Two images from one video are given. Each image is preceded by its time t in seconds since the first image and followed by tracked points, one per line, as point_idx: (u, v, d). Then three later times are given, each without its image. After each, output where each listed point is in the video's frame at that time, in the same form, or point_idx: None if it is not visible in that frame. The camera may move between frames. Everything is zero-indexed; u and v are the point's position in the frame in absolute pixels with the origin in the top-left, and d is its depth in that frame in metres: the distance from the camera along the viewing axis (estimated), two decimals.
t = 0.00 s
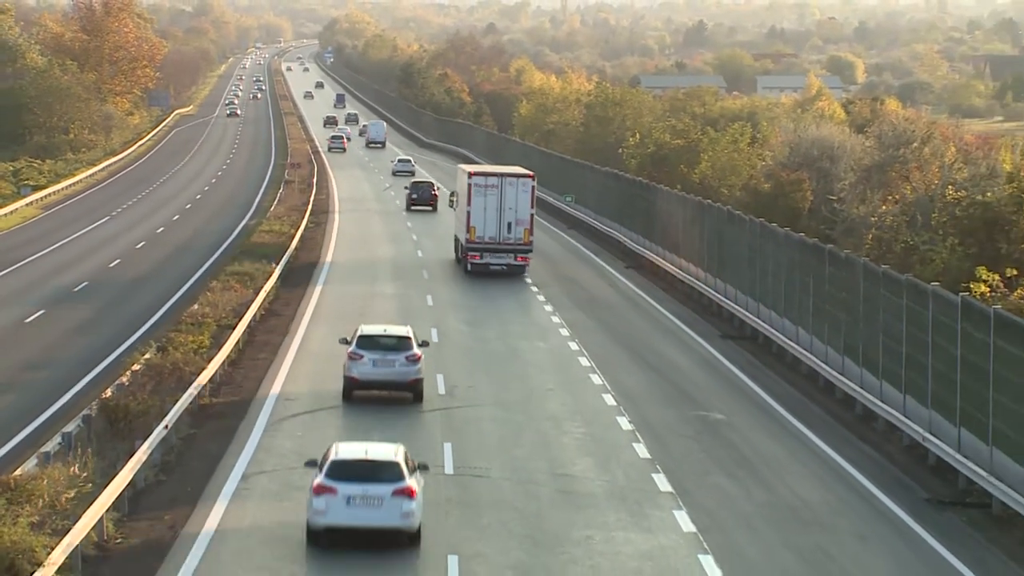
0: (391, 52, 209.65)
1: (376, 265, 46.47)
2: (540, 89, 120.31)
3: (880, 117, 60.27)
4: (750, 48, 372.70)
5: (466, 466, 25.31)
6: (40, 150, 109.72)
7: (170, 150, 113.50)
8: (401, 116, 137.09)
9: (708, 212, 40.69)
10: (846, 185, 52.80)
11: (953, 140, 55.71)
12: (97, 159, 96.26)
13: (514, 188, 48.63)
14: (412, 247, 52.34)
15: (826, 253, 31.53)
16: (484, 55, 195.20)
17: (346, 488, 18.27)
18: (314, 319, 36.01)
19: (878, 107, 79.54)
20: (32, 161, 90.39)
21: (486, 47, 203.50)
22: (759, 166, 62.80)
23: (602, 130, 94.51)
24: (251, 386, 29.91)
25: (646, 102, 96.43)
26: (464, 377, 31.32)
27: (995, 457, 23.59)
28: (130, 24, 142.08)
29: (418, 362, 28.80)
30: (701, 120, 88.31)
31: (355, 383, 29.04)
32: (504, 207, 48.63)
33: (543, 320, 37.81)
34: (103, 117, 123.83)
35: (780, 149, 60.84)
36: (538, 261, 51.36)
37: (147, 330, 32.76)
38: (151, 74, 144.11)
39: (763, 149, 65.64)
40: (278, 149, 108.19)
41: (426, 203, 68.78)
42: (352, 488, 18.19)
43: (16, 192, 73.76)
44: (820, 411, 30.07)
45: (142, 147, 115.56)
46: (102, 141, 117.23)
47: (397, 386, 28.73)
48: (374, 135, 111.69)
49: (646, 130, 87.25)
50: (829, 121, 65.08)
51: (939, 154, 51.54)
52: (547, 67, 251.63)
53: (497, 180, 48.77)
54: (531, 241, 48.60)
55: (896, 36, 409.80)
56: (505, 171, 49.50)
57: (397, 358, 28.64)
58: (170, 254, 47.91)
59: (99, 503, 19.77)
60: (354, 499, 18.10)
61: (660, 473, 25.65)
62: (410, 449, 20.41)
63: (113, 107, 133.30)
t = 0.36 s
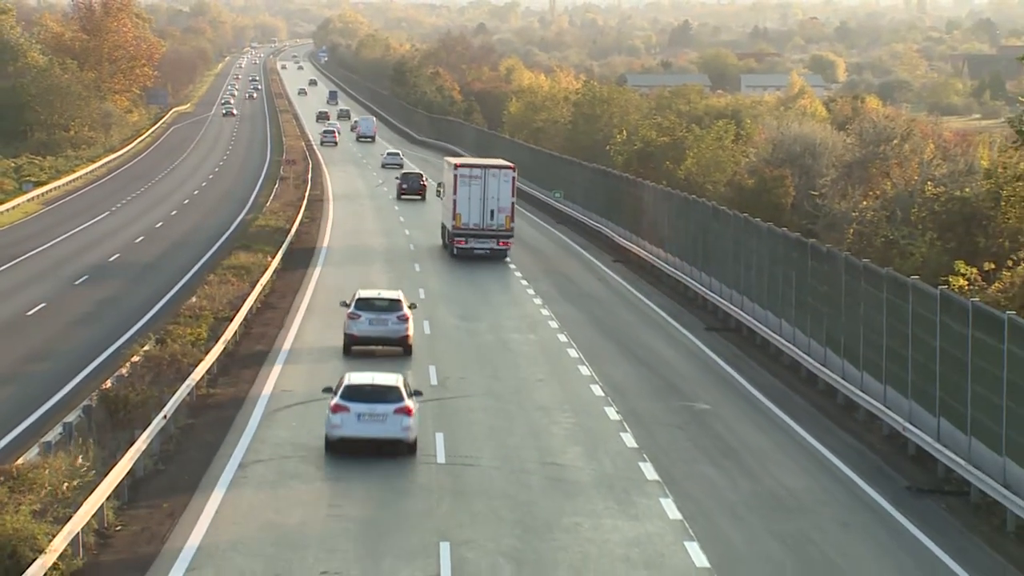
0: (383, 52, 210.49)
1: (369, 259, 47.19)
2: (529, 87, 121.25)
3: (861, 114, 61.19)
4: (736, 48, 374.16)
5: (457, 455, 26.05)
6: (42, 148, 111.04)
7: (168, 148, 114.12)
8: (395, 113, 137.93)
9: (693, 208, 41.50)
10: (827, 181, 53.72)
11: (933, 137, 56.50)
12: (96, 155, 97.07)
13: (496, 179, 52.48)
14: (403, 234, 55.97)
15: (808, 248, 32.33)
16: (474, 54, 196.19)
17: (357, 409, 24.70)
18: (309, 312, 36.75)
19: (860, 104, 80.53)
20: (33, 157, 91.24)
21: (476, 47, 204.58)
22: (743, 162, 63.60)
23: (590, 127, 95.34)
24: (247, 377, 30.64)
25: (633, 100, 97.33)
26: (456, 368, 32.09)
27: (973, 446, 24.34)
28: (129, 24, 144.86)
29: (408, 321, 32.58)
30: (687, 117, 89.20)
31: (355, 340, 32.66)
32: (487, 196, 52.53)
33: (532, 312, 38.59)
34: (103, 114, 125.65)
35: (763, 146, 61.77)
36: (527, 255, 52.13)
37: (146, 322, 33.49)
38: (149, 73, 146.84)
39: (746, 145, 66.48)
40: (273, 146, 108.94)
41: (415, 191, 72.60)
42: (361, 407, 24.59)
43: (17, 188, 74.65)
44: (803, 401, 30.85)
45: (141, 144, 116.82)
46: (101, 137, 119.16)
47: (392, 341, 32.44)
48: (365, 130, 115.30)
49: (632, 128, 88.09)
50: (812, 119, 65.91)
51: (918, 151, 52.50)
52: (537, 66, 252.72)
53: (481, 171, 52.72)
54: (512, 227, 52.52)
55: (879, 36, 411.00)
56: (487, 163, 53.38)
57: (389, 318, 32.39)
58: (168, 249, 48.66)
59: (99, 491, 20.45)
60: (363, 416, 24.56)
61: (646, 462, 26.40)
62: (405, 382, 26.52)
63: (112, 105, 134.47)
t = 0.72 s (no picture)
0: (376, 51, 211.05)
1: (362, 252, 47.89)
2: (519, 85, 122.00)
3: (843, 112, 62.18)
4: (721, 47, 375.71)
5: (448, 444, 26.80)
6: (43, 143, 111.89)
7: (166, 145, 114.70)
8: (387, 109, 138.63)
9: (678, 203, 42.32)
10: (809, 177, 54.57)
11: (912, 134, 57.35)
12: (95, 151, 97.66)
13: (480, 170, 56.98)
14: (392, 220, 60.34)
15: (792, 242, 33.15)
16: (464, 53, 197.10)
17: (360, 351, 29.99)
18: (303, 304, 37.47)
19: (841, 102, 81.48)
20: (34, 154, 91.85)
21: (467, 46, 205.69)
22: (727, 158, 64.36)
23: (578, 123, 96.09)
24: (243, 368, 31.35)
25: (620, 98, 98.17)
26: (447, 359, 32.85)
27: (951, 435, 25.10)
28: (127, 23, 147.49)
29: (398, 289, 35.94)
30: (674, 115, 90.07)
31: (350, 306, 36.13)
32: (471, 185, 56.93)
33: (521, 305, 39.37)
34: (103, 112, 127.32)
35: (749, 143, 62.68)
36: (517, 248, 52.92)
37: (145, 315, 34.17)
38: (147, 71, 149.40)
39: (731, 142, 67.26)
40: (267, 143, 109.65)
41: (405, 180, 77.13)
42: (363, 350, 29.90)
43: (19, 184, 75.22)
44: (786, 391, 31.62)
45: (139, 142, 117.98)
46: (101, 134, 120.80)
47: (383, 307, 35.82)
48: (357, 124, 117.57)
49: (620, 126, 88.86)
50: (795, 116, 66.69)
51: (897, 148, 53.38)
52: (527, 64, 253.58)
53: (465, 162, 56.95)
54: (494, 215, 57.02)
55: (863, 35, 413.07)
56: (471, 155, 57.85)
57: (381, 286, 36.00)
58: (166, 243, 49.35)
59: (99, 479, 21.08)
60: (364, 357, 29.77)
61: (633, 451, 27.15)
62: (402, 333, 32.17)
63: (110, 102, 135.26)
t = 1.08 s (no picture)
0: (373, 50, 212.03)
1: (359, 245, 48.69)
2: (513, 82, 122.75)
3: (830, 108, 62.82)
4: (714, 45, 376.82)
5: (444, 433, 27.56)
6: (48, 139, 114.02)
7: (167, 140, 115.95)
8: (383, 106, 139.45)
9: (669, 197, 43.09)
10: (797, 172, 55.19)
11: (897, 130, 58.16)
12: (99, 147, 98.60)
13: (469, 159, 59.76)
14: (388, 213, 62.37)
15: (779, 235, 33.92)
16: (459, 51, 198.13)
17: (361, 308, 33.87)
18: (302, 297, 38.18)
19: (828, 99, 82.33)
20: (39, 150, 92.98)
21: (462, 44, 206.59)
22: (717, 153, 65.08)
23: (571, 119, 96.85)
24: (244, 359, 32.09)
25: (612, 94, 98.91)
26: (443, 350, 33.60)
27: (935, 424, 25.85)
28: (130, 22, 150.44)
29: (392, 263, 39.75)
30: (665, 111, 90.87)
31: (349, 277, 39.85)
32: (461, 174, 59.93)
33: (514, 297, 40.11)
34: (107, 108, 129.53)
35: (738, 139, 63.33)
36: (510, 241, 53.70)
37: (148, 307, 34.89)
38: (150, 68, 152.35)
39: (720, 137, 68.01)
40: (266, 138, 110.55)
41: (398, 170, 80.29)
42: (364, 307, 33.86)
43: (25, 178, 76.19)
44: (774, 382, 32.39)
45: (143, 137, 119.66)
46: (105, 130, 123.00)
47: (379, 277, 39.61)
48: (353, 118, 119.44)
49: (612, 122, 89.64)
50: (783, 112, 67.44)
51: (883, 142, 53.90)
52: (522, 62, 254.58)
53: (455, 153, 59.70)
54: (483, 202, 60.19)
55: (847, 33, 414.42)
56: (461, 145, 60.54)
57: (376, 259, 39.73)
58: (169, 236, 50.11)
59: (103, 466, 21.76)
60: (366, 313, 33.70)
61: (624, 439, 27.91)
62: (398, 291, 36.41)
63: (114, 99, 137.20)
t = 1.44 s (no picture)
0: (370, 49, 212.85)
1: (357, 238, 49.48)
2: (509, 79, 123.48)
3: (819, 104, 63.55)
4: (708, 42, 377.80)
5: (441, 422, 28.32)
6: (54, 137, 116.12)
7: (169, 136, 117.04)
8: (381, 102, 140.31)
9: (660, 192, 43.89)
10: (785, 167, 55.88)
11: (884, 126, 58.97)
12: (104, 142, 99.54)
13: (458, 151, 62.15)
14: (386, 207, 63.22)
15: (769, 229, 34.71)
16: (455, 49, 199.01)
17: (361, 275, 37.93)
18: (302, 289, 38.94)
19: (816, 97, 83.17)
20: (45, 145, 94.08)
21: (458, 42, 207.69)
22: (708, 149, 65.77)
23: (566, 116, 97.60)
24: (246, 350, 32.83)
25: (606, 92, 99.64)
26: (440, 341, 34.37)
27: (920, 413, 26.62)
28: (135, 21, 152.64)
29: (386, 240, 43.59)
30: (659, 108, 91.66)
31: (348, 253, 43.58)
32: (451, 165, 62.24)
33: (509, 289, 40.88)
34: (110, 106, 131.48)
35: (728, 135, 64.06)
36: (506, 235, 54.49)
37: (151, 299, 35.64)
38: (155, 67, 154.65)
39: (710, 134, 68.74)
40: (267, 134, 111.44)
41: (393, 162, 82.43)
42: (365, 275, 37.66)
43: (32, 173, 77.23)
44: (764, 372, 33.18)
45: (147, 133, 121.12)
46: (109, 127, 124.89)
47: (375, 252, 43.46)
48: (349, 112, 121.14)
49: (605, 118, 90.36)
50: (773, 108, 68.15)
51: (869, 138, 54.66)
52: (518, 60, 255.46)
53: (445, 145, 61.95)
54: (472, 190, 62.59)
55: (834, 32, 416.73)
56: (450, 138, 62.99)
57: (373, 236, 43.60)
58: (172, 230, 50.89)
59: (109, 455, 22.46)
60: (365, 279, 37.81)
61: (617, 429, 28.68)
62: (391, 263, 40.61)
63: (119, 96, 139.11)
